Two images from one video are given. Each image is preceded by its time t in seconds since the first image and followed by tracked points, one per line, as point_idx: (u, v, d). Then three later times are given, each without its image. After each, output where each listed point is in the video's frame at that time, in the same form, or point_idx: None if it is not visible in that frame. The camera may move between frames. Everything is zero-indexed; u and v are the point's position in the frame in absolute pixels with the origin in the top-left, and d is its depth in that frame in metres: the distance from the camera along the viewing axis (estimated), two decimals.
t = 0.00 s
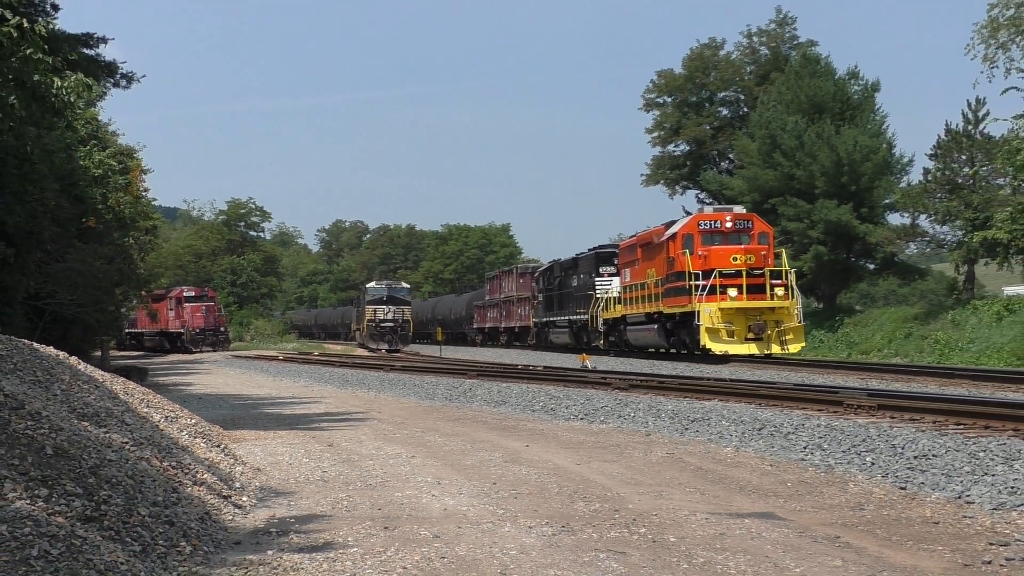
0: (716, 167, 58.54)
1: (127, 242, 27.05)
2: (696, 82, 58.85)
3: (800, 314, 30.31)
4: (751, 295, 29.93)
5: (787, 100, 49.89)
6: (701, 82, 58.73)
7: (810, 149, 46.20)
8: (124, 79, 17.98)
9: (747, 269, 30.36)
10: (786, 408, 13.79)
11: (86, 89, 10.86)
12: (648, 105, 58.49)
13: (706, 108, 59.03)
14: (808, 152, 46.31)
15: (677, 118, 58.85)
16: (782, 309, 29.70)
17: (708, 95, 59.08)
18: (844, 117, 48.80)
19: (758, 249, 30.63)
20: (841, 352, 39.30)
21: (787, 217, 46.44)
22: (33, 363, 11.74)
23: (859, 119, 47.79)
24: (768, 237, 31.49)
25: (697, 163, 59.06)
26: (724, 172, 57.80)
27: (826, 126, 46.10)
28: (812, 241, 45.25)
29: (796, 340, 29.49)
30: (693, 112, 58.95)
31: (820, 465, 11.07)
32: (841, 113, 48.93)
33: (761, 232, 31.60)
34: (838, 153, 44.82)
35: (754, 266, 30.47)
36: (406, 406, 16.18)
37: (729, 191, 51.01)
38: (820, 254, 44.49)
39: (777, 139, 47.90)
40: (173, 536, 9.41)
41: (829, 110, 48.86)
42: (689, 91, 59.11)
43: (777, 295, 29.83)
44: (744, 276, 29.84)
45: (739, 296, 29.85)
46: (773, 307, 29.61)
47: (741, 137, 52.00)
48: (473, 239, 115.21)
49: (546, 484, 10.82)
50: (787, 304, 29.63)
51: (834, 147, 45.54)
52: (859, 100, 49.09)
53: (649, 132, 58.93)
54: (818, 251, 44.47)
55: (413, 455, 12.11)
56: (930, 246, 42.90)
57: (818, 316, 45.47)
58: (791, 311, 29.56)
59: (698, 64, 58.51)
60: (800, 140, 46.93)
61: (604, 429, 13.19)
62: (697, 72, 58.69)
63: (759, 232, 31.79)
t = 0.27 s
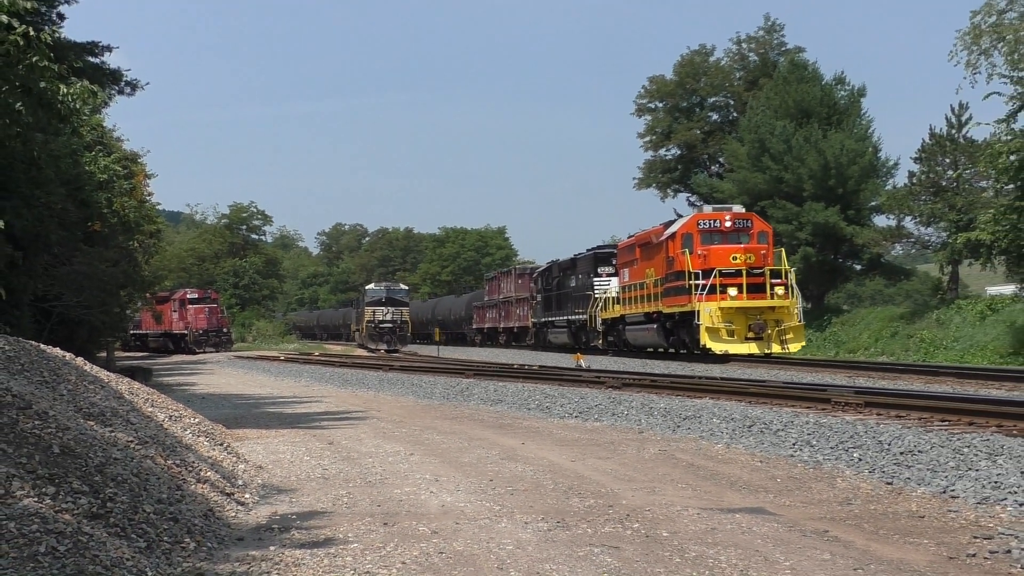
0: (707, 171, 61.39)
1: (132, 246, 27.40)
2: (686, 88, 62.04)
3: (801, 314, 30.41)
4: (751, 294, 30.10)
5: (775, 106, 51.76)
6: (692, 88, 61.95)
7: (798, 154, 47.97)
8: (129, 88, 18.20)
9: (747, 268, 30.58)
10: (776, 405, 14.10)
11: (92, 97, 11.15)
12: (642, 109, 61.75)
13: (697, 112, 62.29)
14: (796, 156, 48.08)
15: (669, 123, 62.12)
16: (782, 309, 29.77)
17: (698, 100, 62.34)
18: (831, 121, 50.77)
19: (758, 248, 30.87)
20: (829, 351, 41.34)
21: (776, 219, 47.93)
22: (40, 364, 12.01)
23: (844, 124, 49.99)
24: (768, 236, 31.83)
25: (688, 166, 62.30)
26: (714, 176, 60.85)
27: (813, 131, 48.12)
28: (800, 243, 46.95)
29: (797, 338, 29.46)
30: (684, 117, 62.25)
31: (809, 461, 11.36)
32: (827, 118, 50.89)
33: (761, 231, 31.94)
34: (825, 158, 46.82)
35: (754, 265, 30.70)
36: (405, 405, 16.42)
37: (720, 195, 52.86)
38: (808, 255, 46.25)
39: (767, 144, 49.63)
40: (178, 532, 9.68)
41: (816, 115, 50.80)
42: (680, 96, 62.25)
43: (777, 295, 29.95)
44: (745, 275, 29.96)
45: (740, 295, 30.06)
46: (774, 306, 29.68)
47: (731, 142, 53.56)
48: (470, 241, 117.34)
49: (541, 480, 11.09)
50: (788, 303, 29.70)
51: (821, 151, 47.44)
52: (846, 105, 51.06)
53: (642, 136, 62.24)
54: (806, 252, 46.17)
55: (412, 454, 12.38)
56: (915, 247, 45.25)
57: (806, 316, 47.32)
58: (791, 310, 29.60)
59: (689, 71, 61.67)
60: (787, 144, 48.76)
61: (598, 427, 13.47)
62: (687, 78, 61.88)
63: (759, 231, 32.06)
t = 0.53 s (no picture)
0: (696, 175, 65.03)
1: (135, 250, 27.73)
2: (676, 95, 65.11)
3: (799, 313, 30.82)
4: (749, 294, 30.57)
5: (762, 111, 53.70)
6: (681, 96, 64.99)
7: (784, 158, 49.83)
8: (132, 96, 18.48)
9: (745, 269, 30.79)
10: (763, 404, 14.42)
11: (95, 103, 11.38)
12: (633, 116, 64.80)
13: (686, 118, 65.39)
14: (783, 161, 49.93)
15: (659, 129, 65.25)
16: (781, 309, 30.18)
17: (687, 106, 65.38)
18: (817, 126, 52.71)
19: (756, 248, 31.02)
20: (815, 351, 42.90)
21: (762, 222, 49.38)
22: (45, 364, 12.28)
23: (829, 130, 52.13)
24: (765, 237, 32.02)
25: (679, 169, 65.09)
26: (703, 180, 64.30)
27: (800, 136, 50.05)
28: (786, 246, 48.43)
29: (795, 339, 30.00)
30: (673, 123, 65.37)
31: (796, 459, 11.65)
32: (813, 123, 52.84)
33: (759, 231, 32.11)
34: (812, 163, 48.52)
35: (752, 266, 30.91)
36: (402, 405, 16.68)
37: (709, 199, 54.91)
38: (794, 257, 47.78)
39: (754, 149, 51.48)
40: (180, 529, 9.95)
41: (802, 120, 52.79)
42: (670, 103, 65.35)
43: (776, 295, 30.34)
44: (743, 276, 30.50)
45: (738, 295, 30.43)
46: (772, 307, 30.08)
47: (719, 147, 56.11)
48: (465, 244, 119.39)
49: (535, 478, 11.37)
50: (787, 304, 30.09)
51: (806, 155, 49.44)
52: (831, 111, 52.83)
53: (634, 142, 65.26)
54: (791, 254, 47.64)
55: (409, 451, 12.66)
56: (898, 249, 46.91)
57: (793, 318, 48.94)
58: (790, 311, 30.01)
59: (678, 79, 64.75)
60: (774, 149, 50.51)
61: (590, 425, 13.76)
62: (677, 86, 64.88)
63: (756, 232, 32.28)
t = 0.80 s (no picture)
0: (685, 181, 67.64)
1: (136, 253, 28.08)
2: (665, 103, 68.03)
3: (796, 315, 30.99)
4: (746, 296, 30.87)
5: (749, 120, 56.18)
6: (670, 104, 67.96)
7: (772, 165, 52.56)
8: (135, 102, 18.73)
9: (743, 271, 31.22)
10: (749, 404, 14.73)
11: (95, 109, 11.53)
12: (624, 123, 67.64)
13: (675, 126, 68.34)
14: (770, 168, 52.65)
15: (649, 137, 68.02)
16: (780, 312, 30.33)
17: (676, 114, 68.26)
18: (802, 134, 55.55)
19: (753, 250, 31.42)
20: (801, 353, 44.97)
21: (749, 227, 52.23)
22: (48, 364, 12.55)
23: (814, 138, 54.92)
24: (762, 239, 32.25)
25: (668, 176, 67.87)
26: (692, 186, 66.98)
27: (785, 144, 52.65)
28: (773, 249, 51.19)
29: (792, 342, 30.26)
30: (663, 130, 68.28)
31: (781, 458, 11.95)
32: (798, 132, 55.66)
33: (756, 234, 32.29)
34: (797, 170, 51.22)
35: (750, 267, 31.30)
36: (396, 405, 16.92)
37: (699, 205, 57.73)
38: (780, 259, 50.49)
39: (742, 156, 53.99)
40: (180, 526, 10.21)
41: (788, 129, 55.50)
42: (659, 111, 68.16)
43: (772, 298, 30.54)
44: (739, 278, 30.91)
45: (736, 298, 30.67)
46: (770, 309, 30.24)
47: (708, 154, 58.61)
48: (460, 248, 120.72)
49: (526, 476, 11.64)
50: (784, 306, 30.25)
51: (792, 162, 51.98)
52: (815, 120, 55.96)
53: (625, 149, 67.95)
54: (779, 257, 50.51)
55: (404, 451, 12.93)
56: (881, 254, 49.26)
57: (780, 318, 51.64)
58: (787, 313, 30.21)
59: (667, 88, 67.67)
60: (761, 156, 53.24)
61: (581, 425, 14.05)
62: (666, 95, 67.90)
63: (753, 234, 32.41)
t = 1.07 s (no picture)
0: (676, 186, 69.69)
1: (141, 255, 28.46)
2: (658, 111, 70.14)
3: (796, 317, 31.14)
4: (746, 298, 30.99)
5: (739, 126, 57.88)
6: (662, 111, 70.06)
7: (760, 171, 54.20)
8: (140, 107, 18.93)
9: (743, 272, 31.32)
10: (738, 404, 15.05)
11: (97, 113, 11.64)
12: (617, 129, 69.78)
13: (667, 132, 70.39)
14: (758, 175, 54.25)
15: (641, 143, 70.09)
16: (780, 313, 30.47)
17: (668, 121, 70.34)
18: (791, 141, 57.06)
19: (753, 252, 31.50)
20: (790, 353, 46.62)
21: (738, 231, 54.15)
22: (55, 363, 12.84)
23: (802, 145, 56.50)
24: (762, 240, 32.40)
25: (659, 182, 69.98)
26: (682, 191, 69.03)
27: (773, 151, 54.29)
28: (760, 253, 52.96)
29: (792, 344, 30.21)
30: (655, 137, 70.34)
31: (769, 457, 12.25)
32: (787, 138, 57.15)
33: (755, 235, 32.48)
34: (786, 176, 52.91)
35: (749, 269, 31.39)
36: (394, 404, 17.21)
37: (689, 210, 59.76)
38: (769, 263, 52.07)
39: (731, 162, 55.65)
40: (183, 521, 10.48)
41: (777, 136, 57.02)
42: (652, 118, 70.30)
43: (773, 299, 30.68)
44: (739, 279, 31.03)
45: (737, 300, 30.80)
46: (769, 311, 30.37)
47: (699, 161, 60.43)
48: (456, 251, 121.44)
49: (521, 474, 11.94)
50: (784, 307, 30.40)
51: (779, 169, 53.70)
52: (805, 126, 57.30)
53: (617, 155, 70.04)
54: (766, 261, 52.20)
55: (402, 448, 13.21)
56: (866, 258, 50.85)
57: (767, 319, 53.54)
58: (786, 315, 30.32)
59: (660, 95, 69.74)
60: (750, 162, 54.90)
61: (574, 424, 14.36)
62: (658, 102, 69.99)
63: (753, 236, 32.65)
